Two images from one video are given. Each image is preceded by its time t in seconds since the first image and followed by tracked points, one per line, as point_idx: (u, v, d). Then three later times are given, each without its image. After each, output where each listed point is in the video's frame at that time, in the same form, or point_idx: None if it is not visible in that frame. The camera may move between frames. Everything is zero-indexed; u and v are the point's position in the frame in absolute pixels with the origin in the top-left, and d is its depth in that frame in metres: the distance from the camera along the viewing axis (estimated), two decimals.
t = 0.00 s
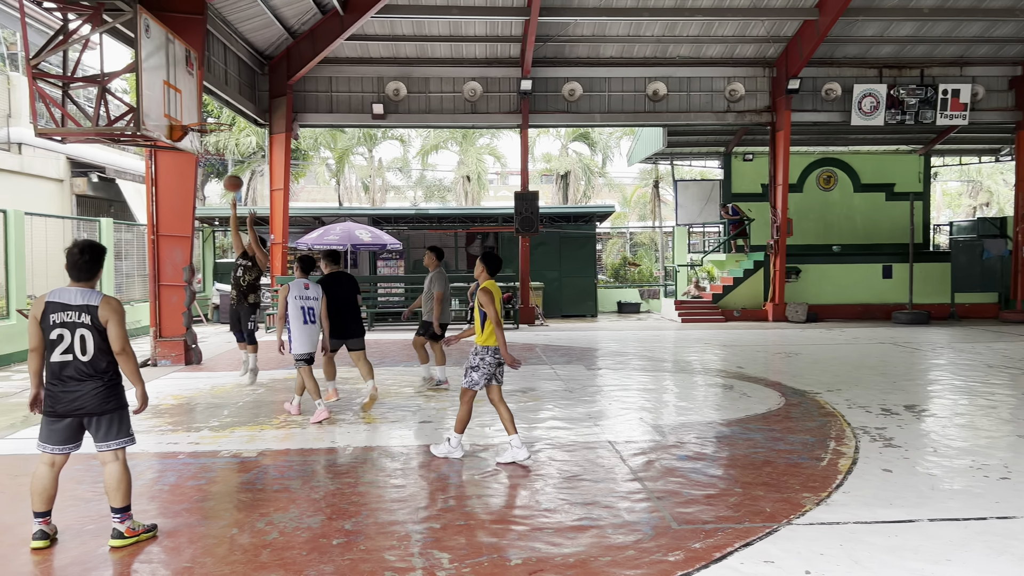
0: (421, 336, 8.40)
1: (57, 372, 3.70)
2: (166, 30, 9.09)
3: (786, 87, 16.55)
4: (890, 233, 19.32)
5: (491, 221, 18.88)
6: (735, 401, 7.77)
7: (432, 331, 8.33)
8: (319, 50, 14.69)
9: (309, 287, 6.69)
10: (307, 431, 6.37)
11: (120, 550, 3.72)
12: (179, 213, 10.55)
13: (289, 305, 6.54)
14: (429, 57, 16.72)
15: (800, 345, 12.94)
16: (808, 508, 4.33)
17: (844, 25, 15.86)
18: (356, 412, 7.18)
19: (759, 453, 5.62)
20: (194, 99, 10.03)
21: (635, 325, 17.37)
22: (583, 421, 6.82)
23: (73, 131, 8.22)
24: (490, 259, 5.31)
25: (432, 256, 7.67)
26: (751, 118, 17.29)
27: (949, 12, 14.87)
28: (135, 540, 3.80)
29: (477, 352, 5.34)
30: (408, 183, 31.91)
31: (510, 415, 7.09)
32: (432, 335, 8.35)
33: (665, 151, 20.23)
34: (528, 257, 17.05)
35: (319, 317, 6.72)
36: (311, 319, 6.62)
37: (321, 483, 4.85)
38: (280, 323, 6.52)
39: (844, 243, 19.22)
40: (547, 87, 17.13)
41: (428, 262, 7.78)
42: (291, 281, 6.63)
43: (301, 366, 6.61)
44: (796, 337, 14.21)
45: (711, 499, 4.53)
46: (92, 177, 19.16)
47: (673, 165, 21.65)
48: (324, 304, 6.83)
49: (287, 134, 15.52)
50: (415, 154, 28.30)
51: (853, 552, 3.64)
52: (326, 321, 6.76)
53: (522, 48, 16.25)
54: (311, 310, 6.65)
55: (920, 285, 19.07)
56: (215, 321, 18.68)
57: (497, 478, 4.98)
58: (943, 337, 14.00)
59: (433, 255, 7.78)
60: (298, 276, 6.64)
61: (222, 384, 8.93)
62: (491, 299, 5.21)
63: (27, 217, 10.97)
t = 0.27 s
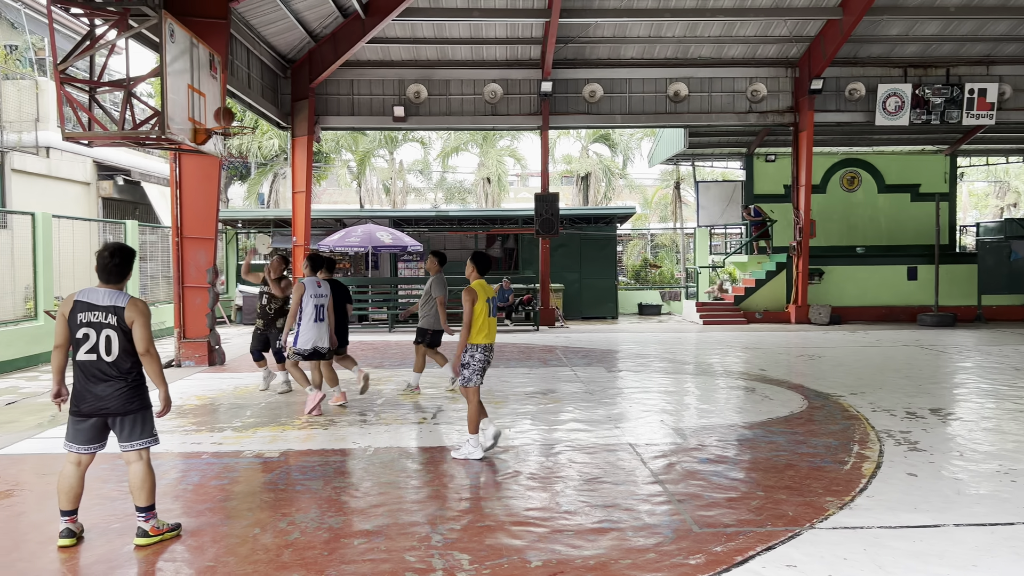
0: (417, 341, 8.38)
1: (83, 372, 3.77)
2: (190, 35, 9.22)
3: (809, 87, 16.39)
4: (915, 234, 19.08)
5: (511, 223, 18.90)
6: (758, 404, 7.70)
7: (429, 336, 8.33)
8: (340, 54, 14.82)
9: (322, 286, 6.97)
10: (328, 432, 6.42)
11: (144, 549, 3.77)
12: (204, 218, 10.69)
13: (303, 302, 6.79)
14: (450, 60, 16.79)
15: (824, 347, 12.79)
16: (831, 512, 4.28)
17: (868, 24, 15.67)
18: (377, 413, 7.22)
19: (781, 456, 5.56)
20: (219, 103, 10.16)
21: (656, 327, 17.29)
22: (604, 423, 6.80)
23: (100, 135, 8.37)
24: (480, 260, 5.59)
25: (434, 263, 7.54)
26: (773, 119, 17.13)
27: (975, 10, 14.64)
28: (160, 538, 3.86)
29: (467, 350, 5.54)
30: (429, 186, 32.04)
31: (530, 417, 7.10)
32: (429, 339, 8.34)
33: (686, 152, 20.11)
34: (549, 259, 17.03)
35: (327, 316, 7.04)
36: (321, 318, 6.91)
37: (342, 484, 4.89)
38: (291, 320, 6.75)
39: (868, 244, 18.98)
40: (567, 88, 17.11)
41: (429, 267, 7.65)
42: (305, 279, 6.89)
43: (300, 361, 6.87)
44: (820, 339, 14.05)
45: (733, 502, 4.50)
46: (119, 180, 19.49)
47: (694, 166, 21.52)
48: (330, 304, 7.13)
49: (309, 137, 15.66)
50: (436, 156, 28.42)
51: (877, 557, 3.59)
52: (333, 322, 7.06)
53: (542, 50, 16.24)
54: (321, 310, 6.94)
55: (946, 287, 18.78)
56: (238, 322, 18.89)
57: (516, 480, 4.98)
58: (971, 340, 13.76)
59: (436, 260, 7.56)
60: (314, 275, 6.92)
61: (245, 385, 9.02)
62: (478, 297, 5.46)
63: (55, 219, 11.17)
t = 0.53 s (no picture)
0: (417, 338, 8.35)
1: (104, 371, 3.83)
2: (208, 36, 9.31)
3: (827, 86, 16.26)
4: (935, 234, 18.84)
5: (527, 223, 18.91)
6: (774, 405, 7.64)
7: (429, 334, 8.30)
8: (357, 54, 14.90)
9: (325, 286, 7.14)
10: (343, 432, 6.46)
11: (165, 547, 3.81)
12: (221, 219, 10.81)
13: (308, 303, 7.00)
14: (466, 60, 16.84)
15: (842, 347, 12.68)
16: (848, 515, 4.24)
17: (886, 23, 15.52)
18: (392, 412, 7.26)
19: (798, 458, 5.52)
20: (236, 104, 10.26)
21: (672, 327, 17.22)
22: (619, 424, 6.78)
23: (119, 136, 8.46)
24: (475, 261, 5.67)
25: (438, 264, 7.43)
26: (791, 118, 16.99)
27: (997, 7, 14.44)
28: (177, 536, 3.90)
29: (461, 350, 5.56)
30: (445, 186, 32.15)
31: (545, 417, 7.10)
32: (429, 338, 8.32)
33: (702, 151, 20.01)
34: (564, 259, 17.01)
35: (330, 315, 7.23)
36: (324, 318, 7.13)
37: (357, 483, 4.92)
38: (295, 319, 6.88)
39: (887, 244, 18.79)
40: (583, 88, 17.09)
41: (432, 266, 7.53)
42: (309, 281, 7.08)
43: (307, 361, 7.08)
44: (838, 340, 13.92)
45: (749, 504, 4.47)
46: (137, 181, 19.69)
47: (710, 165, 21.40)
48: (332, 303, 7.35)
49: (326, 138, 15.76)
50: (452, 156, 28.49)
51: (895, 560, 3.56)
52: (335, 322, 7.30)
53: (558, 50, 16.23)
54: (325, 310, 7.16)
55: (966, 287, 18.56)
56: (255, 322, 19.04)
57: (531, 480, 4.98)
58: (992, 341, 13.57)
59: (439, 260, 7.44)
60: (318, 276, 7.10)
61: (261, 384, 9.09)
62: (466, 298, 5.46)
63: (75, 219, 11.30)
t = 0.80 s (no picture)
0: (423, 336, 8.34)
1: (129, 371, 3.88)
2: (220, 38, 9.38)
3: (840, 86, 16.18)
4: (949, 235, 18.68)
5: (537, 223, 18.93)
6: (786, 406, 7.61)
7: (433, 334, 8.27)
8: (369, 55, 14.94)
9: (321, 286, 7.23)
10: (354, 431, 6.50)
11: (178, 545, 3.85)
12: (233, 214, 10.87)
13: (303, 305, 7.06)
14: (477, 60, 16.87)
15: (854, 348, 12.60)
16: (860, 516, 4.23)
17: (900, 22, 15.42)
18: (403, 412, 7.29)
19: (809, 459, 5.50)
20: (248, 105, 10.33)
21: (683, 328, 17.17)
22: (629, 424, 6.78)
23: (132, 137, 8.52)
24: (473, 262, 5.86)
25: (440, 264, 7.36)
26: (803, 118, 16.90)
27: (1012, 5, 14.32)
28: (189, 534, 3.94)
29: (455, 349, 5.87)
30: (455, 186, 32.22)
31: (555, 417, 7.11)
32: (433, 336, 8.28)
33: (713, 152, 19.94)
34: (575, 259, 17.00)
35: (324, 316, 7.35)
36: (318, 319, 7.23)
37: (368, 483, 4.94)
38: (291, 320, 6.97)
39: (900, 245, 18.66)
40: (594, 88, 17.07)
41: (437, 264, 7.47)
42: (305, 281, 7.12)
43: (302, 362, 7.22)
44: (850, 341, 13.84)
45: (760, 505, 4.46)
46: (150, 182, 19.84)
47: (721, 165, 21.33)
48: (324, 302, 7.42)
49: (337, 138, 15.83)
50: (462, 157, 28.54)
51: (908, 562, 3.54)
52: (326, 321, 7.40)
53: (569, 50, 16.23)
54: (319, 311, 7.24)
55: (980, 287, 18.42)
56: (267, 322, 19.14)
57: (541, 481, 4.99)
58: (1006, 342, 13.45)
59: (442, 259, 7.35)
60: (315, 277, 7.13)
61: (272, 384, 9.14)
62: (459, 295, 5.78)
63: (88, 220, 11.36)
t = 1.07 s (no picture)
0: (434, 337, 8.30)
1: (152, 366, 3.94)
2: (228, 39, 9.41)
3: (847, 86, 16.12)
4: (957, 235, 18.59)
5: (543, 223, 18.93)
6: (793, 407, 7.59)
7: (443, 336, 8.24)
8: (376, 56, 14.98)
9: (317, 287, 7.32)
10: (361, 432, 6.51)
11: (186, 545, 3.87)
12: (240, 216, 10.93)
13: (300, 304, 7.16)
14: (483, 61, 16.89)
15: (861, 349, 12.55)
16: (867, 518, 4.21)
17: (907, 21, 15.35)
18: (409, 412, 7.30)
19: (816, 460, 5.48)
20: (255, 106, 10.36)
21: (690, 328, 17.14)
22: (636, 425, 6.78)
23: (140, 138, 8.56)
24: (467, 263, 5.90)
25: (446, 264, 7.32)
26: (810, 118, 16.85)
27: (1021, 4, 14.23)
28: (195, 534, 3.95)
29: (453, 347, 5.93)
30: (462, 186, 32.27)
31: (562, 417, 7.11)
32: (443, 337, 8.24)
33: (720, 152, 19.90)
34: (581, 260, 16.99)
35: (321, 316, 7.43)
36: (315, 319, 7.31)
37: (374, 483, 4.95)
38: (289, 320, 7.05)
39: (908, 245, 18.57)
40: (600, 89, 17.06)
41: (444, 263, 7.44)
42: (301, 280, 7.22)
43: (303, 362, 7.27)
44: (857, 341, 13.79)
45: (767, 506, 4.45)
46: (158, 182, 19.93)
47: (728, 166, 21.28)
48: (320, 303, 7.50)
49: (344, 138, 15.87)
50: (469, 157, 28.56)
51: (915, 564, 3.53)
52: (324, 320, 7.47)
53: (576, 50, 16.22)
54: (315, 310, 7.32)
55: (989, 288, 18.33)
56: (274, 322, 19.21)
57: (547, 481, 4.99)
58: (1015, 343, 13.36)
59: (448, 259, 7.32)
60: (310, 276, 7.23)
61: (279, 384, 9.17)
62: (456, 295, 5.84)
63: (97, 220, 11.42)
